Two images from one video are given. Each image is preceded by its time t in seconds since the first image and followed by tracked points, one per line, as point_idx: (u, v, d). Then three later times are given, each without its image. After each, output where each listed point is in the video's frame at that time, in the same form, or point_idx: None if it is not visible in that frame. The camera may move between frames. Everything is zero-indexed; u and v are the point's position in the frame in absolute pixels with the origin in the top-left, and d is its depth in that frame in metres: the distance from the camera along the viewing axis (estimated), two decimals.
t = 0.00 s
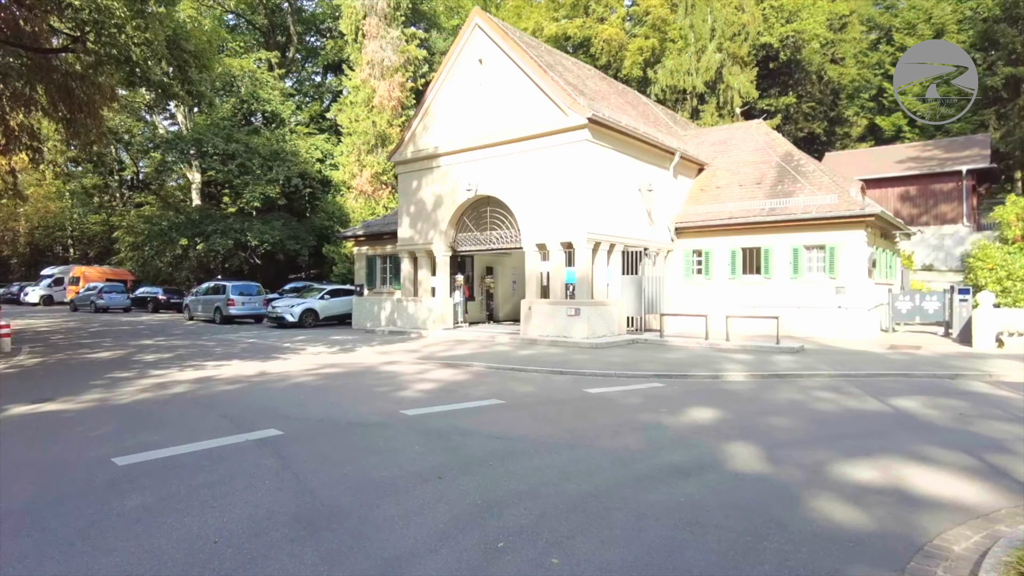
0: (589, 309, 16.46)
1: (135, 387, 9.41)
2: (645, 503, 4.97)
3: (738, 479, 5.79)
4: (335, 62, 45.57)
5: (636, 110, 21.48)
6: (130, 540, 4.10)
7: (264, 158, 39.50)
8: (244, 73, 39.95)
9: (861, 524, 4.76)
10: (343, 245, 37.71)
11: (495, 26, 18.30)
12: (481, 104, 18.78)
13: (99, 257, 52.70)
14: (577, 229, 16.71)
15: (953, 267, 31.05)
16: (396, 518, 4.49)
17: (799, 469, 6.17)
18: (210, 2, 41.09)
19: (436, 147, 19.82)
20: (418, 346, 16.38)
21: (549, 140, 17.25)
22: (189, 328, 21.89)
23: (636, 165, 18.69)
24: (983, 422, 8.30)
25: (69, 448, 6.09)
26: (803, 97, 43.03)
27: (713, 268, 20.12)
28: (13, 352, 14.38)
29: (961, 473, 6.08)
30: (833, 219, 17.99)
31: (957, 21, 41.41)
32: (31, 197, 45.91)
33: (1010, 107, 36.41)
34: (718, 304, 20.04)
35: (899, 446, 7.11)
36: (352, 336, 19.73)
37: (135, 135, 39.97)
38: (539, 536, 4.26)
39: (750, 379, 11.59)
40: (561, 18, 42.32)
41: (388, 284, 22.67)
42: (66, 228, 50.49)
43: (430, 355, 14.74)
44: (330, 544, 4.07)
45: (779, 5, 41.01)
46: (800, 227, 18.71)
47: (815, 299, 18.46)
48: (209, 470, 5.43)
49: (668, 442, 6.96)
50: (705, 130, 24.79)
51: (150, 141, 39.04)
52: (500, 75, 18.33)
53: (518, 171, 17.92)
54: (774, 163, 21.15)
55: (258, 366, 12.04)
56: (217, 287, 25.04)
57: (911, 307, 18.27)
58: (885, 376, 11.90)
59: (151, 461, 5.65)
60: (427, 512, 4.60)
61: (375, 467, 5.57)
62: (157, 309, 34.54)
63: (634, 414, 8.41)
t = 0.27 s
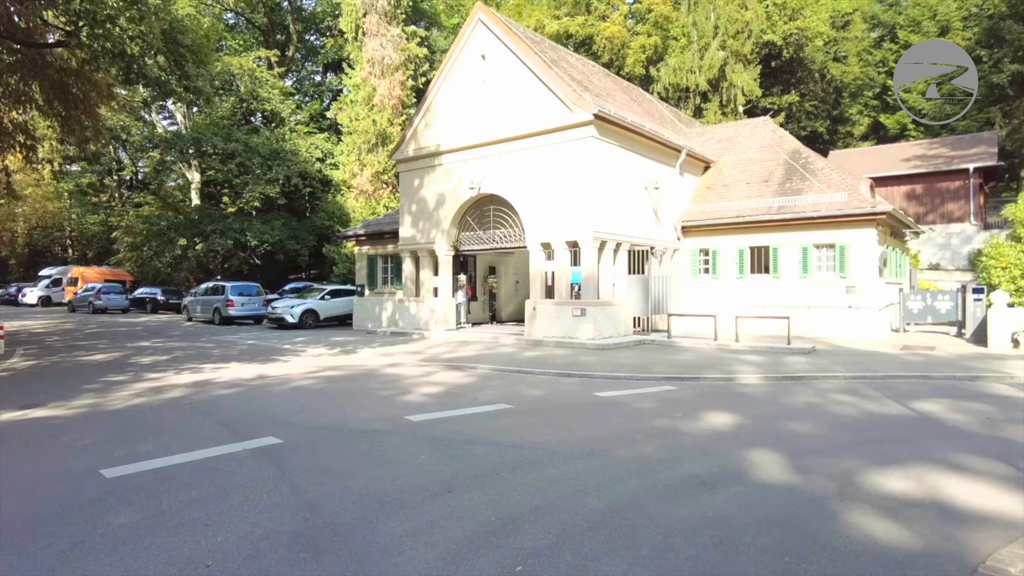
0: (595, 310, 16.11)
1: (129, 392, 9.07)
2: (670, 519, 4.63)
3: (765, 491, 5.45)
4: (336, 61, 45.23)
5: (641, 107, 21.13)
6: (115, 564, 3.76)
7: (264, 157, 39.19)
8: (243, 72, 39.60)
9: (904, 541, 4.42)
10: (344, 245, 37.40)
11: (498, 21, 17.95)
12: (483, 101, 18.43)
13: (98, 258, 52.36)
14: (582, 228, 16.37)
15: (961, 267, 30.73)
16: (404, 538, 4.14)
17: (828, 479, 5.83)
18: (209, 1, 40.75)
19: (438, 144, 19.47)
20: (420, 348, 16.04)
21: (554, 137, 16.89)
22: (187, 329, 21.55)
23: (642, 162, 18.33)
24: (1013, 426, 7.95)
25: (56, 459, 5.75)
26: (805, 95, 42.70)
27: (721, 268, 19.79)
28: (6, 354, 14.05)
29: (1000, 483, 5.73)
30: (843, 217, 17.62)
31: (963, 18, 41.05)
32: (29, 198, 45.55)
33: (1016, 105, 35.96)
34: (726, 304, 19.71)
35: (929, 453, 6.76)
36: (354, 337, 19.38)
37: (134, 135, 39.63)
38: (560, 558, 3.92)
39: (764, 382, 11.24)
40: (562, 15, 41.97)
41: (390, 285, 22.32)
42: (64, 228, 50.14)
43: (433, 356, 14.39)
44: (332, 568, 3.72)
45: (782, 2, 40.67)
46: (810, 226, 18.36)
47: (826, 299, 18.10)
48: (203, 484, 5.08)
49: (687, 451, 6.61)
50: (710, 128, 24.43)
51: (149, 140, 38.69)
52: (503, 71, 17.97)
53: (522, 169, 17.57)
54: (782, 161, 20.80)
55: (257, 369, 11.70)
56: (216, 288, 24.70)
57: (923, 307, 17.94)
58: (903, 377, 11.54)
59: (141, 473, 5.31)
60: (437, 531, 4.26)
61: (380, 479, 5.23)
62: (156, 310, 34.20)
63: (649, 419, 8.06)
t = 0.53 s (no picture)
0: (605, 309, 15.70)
1: (125, 396, 8.68)
2: (712, 542, 4.23)
3: (809, 505, 5.05)
4: (338, 59, 44.89)
5: (650, 103, 20.73)
6: None
7: (266, 155, 38.89)
8: (245, 70, 39.28)
9: (971, 566, 4.02)
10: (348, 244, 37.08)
11: (505, 14, 17.55)
12: (490, 96, 18.03)
13: (100, 258, 52.09)
14: (592, 226, 15.98)
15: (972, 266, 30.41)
16: (423, 564, 3.75)
17: (873, 493, 5.42)
18: None
19: (444, 141, 19.09)
20: (427, 349, 15.65)
21: (563, 133, 16.50)
22: (189, 330, 21.19)
23: (653, 159, 17.94)
24: None
25: (44, 471, 5.37)
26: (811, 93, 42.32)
27: (733, 266, 19.38)
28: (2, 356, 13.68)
29: None
30: (860, 214, 17.18)
31: (972, 13, 40.57)
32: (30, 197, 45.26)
33: None
34: (738, 303, 19.30)
35: (974, 463, 6.35)
36: (358, 338, 18.99)
37: (135, 133, 39.32)
38: None
39: (785, 385, 10.83)
40: (567, 12, 41.59)
41: (394, 284, 21.94)
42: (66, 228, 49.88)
43: (441, 358, 14.00)
44: None
45: None
46: (824, 223, 17.94)
47: (841, 299, 17.67)
48: (201, 500, 4.69)
49: (717, 461, 6.22)
50: (720, 124, 24.02)
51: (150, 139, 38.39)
52: (510, 65, 17.58)
53: (530, 165, 17.18)
54: (795, 157, 20.39)
55: (259, 372, 11.32)
56: (218, 288, 24.34)
57: (941, 307, 17.53)
58: (929, 380, 11.12)
59: (135, 489, 4.92)
60: (458, 556, 3.86)
61: (393, 495, 4.84)
62: (158, 310, 33.87)
63: (671, 426, 7.66)
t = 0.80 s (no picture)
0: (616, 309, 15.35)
1: (124, 398, 8.36)
2: (754, 560, 3.90)
3: (851, 517, 4.70)
4: (342, 57, 44.63)
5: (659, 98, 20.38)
6: None
7: (269, 153, 38.61)
8: (249, 67, 39.02)
9: None
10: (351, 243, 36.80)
11: (513, 8, 17.23)
12: (498, 91, 17.71)
13: (102, 257, 51.85)
14: (603, 224, 15.66)
15: (983, 265, 30.09)
16: None
17: (916, 502, 5.07)
18: None
19: (450, 137, 18.76)
20: (433, 348, 15.33)
21: (572, 128, 16.16)
22: (191, 329, 20.89)
23: (664, 155, 17.61)
24: None
25: (34, 479, 5.04)
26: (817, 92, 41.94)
27: (744, 265, 19.02)
28: None
29: None
30: (875, 212, 16.81)
31: (983, 10, 40.12)
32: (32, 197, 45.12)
33: None
34: (750, 303, 18.93)
35: (1016, 469, 6.01)
36: (363, 337, 18.67)
37: (137, 131, 39.07)
38: None
39: (804, 387, 10.47)
40: (572, 10, 41.26)
41: (399, 283, 21.61)
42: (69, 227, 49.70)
43: (448, 358, 13.66)
44: None
45: None
46: (838, 222, 17.57)
47: (856, 298, 17.29)
48: (200, 511, 4.36)
49: (745, 469, 5.87)
50: (730, 121, 23.66)
51: (153, 137, 38.14)
52: (518, 59, 17.25)
53: (538, 162, 16.87)
54: (807, 154, 20.03)
55: (263, 372, 11.00)
56: (221, 286, 24.04)
57: (958, 307, 17.19)
58: (953, 383, 10.74)
59: (129, 498, 4.58)
60: None
61: (406, 506, 4.51)
62: (160, 309, 33.59)
63: (693, 431, 7.31)
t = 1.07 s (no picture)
0: (625, 311, 14.99)
1: (118, 405, 7.99)
2: None
3: (901, 540, 4.33)
4: (344, 57, 44.32)
5: (668, 96, 20.01)
6: None
7: (270, 153, 38.25)
8: (250, 66, 38.71)
9: None
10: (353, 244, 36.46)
11: (519, 3, 16.85)
12: (503, 89, 17.35)
13: (102, 257, 51.56)
14: (611, 224, 15.31)
15: (993, 266, 29.82)
16: None
17: (969, 522, 4.69)
18: None
19: (455, 135, 18.40)
20: (438, 351, 14.96)
21: (580, 126, 15.80)
22: (190, 331, 20.52)
23: (673, 154, 17.24)
24: None
25: (16, 497, 4.66)
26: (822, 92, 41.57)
27: (755, 266, 18.68)
28: None
29: None
30: (889, 212, 16.43)
31: (990, 9, 39.75)
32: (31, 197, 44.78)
33: None
34: (761, 305, 18.58)
35: None
36: (365, 340, 18.30)
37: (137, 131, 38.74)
38: None
39: (824, 393, 10.10)
40: (575, 9, 40.93)
41: (402, 284, 21.24)
42: (69, 227, 49.41)
43: (453, 362, 13.29)
44: None
45: None
46: (851, 222, 17.19)
47: (869, 300, 16.92)
48: (195, 536, 3.98)
49: (779, 484, 5.50)
50: (738, 120, 23.28)
51: (153, 137, 37.81)
52: (525, 56, 16.87)
53: (545, 161, 16.50)
54: (818, 154, 19.65)
55: (263, 377, 10.63)
56: (221, 287, 23.68)
57: (974, 310, 16.85)
58: (979, 388, 10.36)
59: (118, 520, 4.21)
60: None
61: (419, 530, 4.13)
62: (160, 310, 33.24)
63: (717, 442, 6.94)
